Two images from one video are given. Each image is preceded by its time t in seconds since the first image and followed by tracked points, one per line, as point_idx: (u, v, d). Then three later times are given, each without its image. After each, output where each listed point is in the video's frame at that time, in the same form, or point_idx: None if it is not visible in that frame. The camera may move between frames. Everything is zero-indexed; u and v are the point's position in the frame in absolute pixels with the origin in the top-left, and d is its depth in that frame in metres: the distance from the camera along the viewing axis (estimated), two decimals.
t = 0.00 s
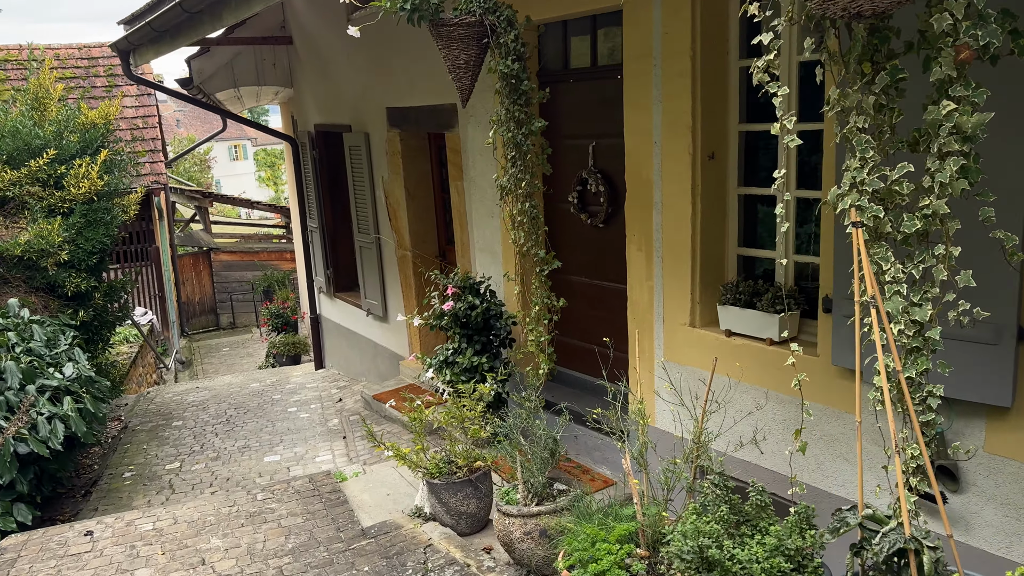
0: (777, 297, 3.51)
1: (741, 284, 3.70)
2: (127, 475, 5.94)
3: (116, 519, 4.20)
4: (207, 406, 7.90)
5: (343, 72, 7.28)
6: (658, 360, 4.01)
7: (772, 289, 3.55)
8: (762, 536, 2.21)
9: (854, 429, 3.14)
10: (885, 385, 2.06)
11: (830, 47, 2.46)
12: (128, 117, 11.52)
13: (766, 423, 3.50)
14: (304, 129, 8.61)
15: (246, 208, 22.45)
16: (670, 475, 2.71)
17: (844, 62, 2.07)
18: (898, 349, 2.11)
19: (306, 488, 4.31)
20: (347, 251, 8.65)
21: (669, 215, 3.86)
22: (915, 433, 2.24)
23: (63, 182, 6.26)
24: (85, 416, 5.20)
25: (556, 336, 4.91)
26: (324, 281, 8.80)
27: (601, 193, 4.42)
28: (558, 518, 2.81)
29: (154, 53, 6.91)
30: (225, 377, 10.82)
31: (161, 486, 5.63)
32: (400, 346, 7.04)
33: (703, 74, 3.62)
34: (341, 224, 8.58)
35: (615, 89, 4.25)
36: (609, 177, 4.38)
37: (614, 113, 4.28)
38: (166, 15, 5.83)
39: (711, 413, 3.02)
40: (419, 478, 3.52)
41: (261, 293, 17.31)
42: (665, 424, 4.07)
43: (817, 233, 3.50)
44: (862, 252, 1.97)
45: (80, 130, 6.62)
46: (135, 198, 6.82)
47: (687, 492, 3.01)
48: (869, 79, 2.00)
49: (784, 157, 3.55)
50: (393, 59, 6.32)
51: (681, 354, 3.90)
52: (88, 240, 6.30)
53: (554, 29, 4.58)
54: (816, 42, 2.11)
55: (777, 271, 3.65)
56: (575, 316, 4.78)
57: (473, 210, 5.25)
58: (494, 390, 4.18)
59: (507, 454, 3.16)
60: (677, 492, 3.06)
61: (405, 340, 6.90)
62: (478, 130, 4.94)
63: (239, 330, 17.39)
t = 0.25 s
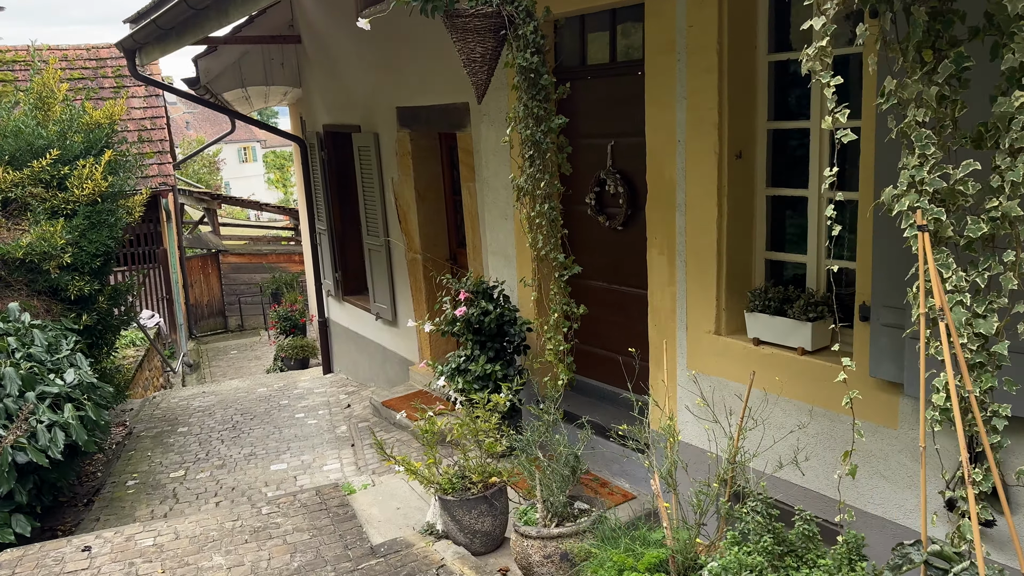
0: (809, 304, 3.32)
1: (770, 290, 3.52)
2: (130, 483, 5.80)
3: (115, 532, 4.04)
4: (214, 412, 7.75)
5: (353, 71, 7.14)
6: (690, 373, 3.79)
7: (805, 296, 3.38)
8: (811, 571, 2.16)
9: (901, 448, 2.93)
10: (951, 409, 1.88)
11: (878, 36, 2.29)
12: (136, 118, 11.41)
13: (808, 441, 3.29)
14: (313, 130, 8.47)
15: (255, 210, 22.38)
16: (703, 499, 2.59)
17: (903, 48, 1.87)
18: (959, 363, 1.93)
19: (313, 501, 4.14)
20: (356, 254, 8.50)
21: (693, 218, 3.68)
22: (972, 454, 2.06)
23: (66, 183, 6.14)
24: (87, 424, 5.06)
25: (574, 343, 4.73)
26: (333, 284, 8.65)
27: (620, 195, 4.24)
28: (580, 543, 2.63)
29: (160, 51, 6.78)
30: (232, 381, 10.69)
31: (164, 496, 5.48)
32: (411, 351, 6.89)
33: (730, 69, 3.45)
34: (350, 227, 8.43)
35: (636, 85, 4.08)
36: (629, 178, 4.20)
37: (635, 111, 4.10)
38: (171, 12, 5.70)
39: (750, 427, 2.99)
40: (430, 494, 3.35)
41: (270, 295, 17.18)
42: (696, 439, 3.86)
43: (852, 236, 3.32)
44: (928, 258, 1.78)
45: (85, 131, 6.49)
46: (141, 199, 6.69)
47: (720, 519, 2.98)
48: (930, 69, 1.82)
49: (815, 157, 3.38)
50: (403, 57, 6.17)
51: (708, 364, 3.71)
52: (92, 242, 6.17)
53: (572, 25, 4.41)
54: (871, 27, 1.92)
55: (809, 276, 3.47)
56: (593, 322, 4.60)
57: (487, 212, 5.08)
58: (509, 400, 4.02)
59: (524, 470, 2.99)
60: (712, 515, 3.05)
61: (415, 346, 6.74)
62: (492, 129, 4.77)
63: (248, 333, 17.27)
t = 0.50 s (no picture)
0: (846, 314, 3.12)
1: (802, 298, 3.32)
2: (134, 493, 5.65)
3: (115, 547, 3.89)
4: (220, 418, 7.61)
5: (362, 70, 6.99)
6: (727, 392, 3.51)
7: (840, 305, 3.17)
8: None
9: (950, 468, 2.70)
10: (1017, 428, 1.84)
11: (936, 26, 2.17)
12: (144, 120, 11.28)
13: (852, 462, 3.04)
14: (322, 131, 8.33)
15: (263, 213, 22.29)
16: (740, 527, 2.52)
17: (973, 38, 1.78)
18: None
19: (321, 518, 3.98)
20: (365, 258, 8.34)
21: (720, 222, 3.49)
22: None
23: (70, 185, 6.01)
24: (89, 433, 4.91)
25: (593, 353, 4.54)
26: (342, 289, 8.50)
27: (641, 198, 4.06)
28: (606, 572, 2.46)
29: (167, 51, 6.65)
30: (240, 386, 10.55)
31: (168, 506, 5.33)
32: (421, 358, 6.71)
33: (761, 66, 3.27)
34: (360, 231, 8.27)
35: (658, 84, 3.90)
36: (651, 180, 4.02)
37: (658, 110, 3.92)
38: (177, 9, 5.56)
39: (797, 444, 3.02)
40: (443, 512, 3.18)
41: (278, 298, 17.06)
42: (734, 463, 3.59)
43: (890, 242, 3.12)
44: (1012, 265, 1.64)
45: (90, 132, 6.36)
46: (146, 201, 6.56)
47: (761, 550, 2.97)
48: (1004, 60, 1.69)
49: (851, 158, 3.19)
50: (415, 56, 6.01)
51: (735, 377, 3.52)
52: (96, 246, 6.04)
53: (590, 21, 4.24)
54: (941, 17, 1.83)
55: (843, 283, 3.27)
56: (612, 331, 4.42)
57: (501, 216, 4.91)
58: (526, 412, 3.83)
59: (543, 490, 2.81)
60: (751, 549, 3.06)
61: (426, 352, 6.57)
62: (507, 130, 4.61)
63: (256, 336, 17.16)
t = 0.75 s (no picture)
0: (887, 321, 2.92)
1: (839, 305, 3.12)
2: (139, 501, 5.51)
3: (116, 561, 3.73)
4: (228, 423, 7.47)
5: (374, 68, 6.84)
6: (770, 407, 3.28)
7: (881, 311, 2.97)
8: None
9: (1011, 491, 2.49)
10: None
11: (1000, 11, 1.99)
12: (154, 121, 11.13)
13: (907, 486, 2.82)
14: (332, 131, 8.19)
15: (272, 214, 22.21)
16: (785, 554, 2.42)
17: None
18: None
19: (329, 532, 3.80)
20: (375, 260, 8.19)
21: (751, 223, 3.31)
22: None
23: (75, 185, 5.88)
24: (91, 441, 4.76)
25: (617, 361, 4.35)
26: (351, 291, 8.35)
27: (665, 198, 3.88)
28: None
29: (174, 48, 6.51)
30: (248, 389, 10.41)
31: (173, 515, 5.18)
32: (433, 363, 6.54)
33: (796, 58, 3.08)
34: (370, 232, 8.12)
35: (684, 79, 3.72)
36: (676, 180, 3.84)
37: (684, 106, 3.74)
38: (184, 5, 5.41)
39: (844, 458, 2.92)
40: (458, 529, 3.01)
41: (287, 300, 16.95)
42: (773, 480, 3.37)
43: (933, 244, 2.92)
44: None
45: (96, 131, 6.24)
46: (153, 202, 6.42)
47: None
48: None
49: (891, 155, 2.99)
50: (427, 53, 5.85)
51: (766, 387, 3.34)
52: (102, 247, 5.90)
53: (611, 14, 4.07)
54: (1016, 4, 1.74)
55: (883, 288, 3.07)
56: (634, 337, 4.24)
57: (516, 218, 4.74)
58: (543, 423, 3.66)
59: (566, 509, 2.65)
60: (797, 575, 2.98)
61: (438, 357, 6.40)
62: (524, 128, 4.44)
63: (265, 337, 17.05)
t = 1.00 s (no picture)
0: (934, 328, 2.72)
1: (881, 310, 2.92)
2: (143, 509, 5.36)
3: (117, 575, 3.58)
4: (236, 428, 7.32)
5: (385, 66, 6.69)
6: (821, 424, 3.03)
7: (928, 317, 2.77)
8: None
9: None
10: None
11: None
12: (163, 121, 11.03)
13: (978, 516, 2.56)
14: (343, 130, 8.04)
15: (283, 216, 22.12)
16: None
17: None
18: None
19: (339, 548, 3.67)
20: (386, 262, 8.03)
21: (786, 224, 3.12)
22: None
23: (80, 184, 5.75)
24: (94, 448, 4.62)
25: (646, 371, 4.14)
26: (362, 294, 8.20)
27: (691, 197, 3.70)
28: None
29: (182, 45, 6.38)
30: (257, 392, 10.27)
31: (178, 524, 5.03)
32: (445, 368, 6.37)
33: (835, 48, 2.89)
34: (381, 234, 7.97)
35: (712, 72, 3.54)
36: (703, 178, 3.66)
37: (712, 102, 3.56)
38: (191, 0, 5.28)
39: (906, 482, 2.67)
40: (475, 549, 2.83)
41: (297, 302, 16.83)
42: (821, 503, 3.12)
43: (983, 246, 2.72)
44: None
45: (102, 129, 6.11)
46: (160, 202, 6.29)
47: None
48: None
49: (938, 149, 2.79)
50: (441, 49, 5.69)
51: (801, 397, 3.15)
52: (107, 248, 5.76)
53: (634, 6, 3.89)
54: None
55: (928, 292, 2.87)
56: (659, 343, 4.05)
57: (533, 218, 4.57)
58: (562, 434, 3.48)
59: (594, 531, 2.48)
60: None
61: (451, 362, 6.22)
62: (542, 126, 4.27)
63: (274, 340, 16.94)
